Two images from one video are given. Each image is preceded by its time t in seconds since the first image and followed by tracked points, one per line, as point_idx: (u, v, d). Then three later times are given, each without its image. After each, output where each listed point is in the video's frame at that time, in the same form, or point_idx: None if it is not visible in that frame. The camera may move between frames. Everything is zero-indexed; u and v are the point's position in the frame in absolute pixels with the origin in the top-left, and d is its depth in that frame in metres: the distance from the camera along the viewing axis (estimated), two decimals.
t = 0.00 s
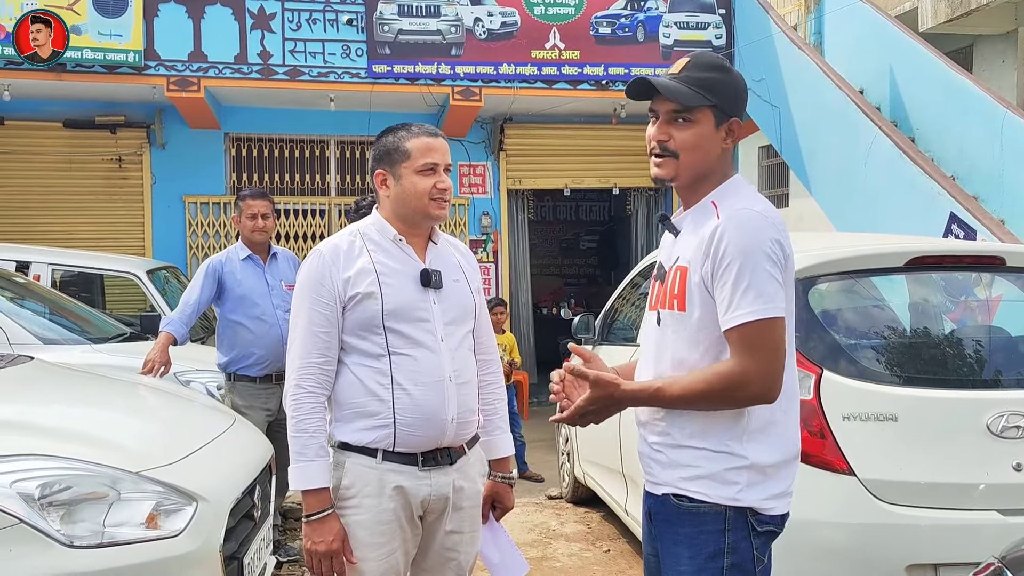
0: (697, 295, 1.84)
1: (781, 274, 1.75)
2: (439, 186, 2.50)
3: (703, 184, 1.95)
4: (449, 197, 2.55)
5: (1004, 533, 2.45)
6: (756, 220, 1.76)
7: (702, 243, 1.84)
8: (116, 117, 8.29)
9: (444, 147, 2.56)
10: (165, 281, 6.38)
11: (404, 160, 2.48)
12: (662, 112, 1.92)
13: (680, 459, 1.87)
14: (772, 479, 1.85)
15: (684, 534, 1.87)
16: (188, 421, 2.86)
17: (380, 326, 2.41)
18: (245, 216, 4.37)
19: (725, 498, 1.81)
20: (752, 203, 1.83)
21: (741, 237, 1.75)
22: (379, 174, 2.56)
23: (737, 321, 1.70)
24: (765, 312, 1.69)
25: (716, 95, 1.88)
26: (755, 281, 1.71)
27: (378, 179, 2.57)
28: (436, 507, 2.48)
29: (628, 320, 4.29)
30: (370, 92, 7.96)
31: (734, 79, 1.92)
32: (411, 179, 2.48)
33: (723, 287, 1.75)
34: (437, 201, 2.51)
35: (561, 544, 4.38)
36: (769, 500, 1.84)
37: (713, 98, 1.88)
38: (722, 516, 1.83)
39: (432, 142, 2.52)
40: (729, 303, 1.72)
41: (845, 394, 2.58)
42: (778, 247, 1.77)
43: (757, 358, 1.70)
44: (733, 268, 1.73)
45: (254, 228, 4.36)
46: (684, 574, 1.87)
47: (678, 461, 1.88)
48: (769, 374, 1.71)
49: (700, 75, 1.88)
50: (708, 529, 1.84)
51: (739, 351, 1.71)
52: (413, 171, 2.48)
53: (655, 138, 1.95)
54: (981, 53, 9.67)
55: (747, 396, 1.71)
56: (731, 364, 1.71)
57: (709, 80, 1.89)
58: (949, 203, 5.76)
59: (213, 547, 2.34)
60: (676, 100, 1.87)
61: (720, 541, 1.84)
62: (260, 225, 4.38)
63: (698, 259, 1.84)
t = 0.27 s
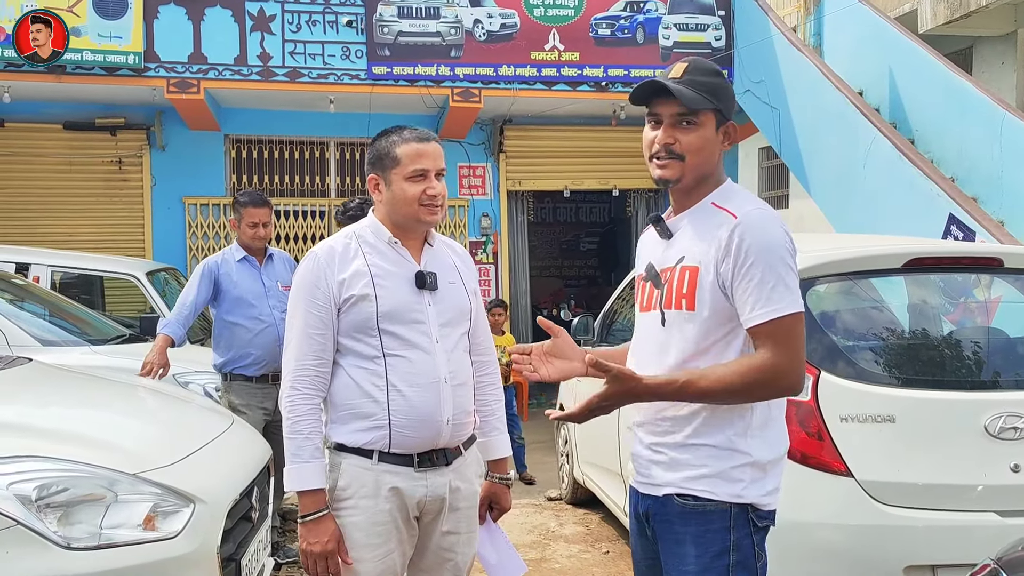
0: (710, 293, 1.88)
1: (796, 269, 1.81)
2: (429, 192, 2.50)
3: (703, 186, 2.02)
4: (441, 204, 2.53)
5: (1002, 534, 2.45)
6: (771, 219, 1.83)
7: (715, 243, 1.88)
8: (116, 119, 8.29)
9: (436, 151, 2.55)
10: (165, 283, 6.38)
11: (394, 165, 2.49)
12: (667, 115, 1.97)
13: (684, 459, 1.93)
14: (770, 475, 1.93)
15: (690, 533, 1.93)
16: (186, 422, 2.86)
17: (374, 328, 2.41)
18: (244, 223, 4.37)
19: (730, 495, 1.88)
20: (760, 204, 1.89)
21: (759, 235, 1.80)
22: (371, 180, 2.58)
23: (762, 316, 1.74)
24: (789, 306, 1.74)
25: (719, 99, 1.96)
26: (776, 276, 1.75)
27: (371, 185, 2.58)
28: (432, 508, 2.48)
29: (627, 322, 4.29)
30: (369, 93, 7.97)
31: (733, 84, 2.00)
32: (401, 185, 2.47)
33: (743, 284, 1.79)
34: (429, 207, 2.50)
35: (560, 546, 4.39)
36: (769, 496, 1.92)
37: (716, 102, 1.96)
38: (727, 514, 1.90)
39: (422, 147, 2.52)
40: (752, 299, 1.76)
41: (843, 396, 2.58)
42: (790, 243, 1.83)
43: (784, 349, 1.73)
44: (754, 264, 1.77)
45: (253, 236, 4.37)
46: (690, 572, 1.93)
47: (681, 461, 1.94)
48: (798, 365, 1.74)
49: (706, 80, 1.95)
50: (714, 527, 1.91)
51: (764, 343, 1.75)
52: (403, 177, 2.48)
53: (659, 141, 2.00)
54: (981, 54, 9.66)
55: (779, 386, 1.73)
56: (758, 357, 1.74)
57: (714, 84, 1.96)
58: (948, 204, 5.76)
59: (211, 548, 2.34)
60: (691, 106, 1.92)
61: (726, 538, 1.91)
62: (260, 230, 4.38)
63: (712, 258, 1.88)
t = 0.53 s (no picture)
0: (702, 292, 1.90)
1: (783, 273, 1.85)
2: (413, 190, 2.50)
3: (693, 190, 2.04)
4: (428, 202, 2.53)
5: (997, 535, 2.45)
6: (763, 223, 1.87)
7: (709, 243, 1.90)
8: (114, 120, 8.30)
9: (423, 149, 2.56)
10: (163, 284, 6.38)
11: (378, 166, 2.51)
12: (656, 119, 2.00)
13: (679, 456, 1.94)
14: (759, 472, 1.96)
15: (686, 528, 1.94)
16: (183, 423, 2.86)
17: (370, 329, 2.42)
18: (241, 224, 4.40)
19: (725, 491, 1.90)
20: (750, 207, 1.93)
21: (752, 238, 1.84)
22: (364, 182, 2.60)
23: (752, 315, 1.77)
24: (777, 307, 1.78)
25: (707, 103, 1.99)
26: (766, 278, 1.80)
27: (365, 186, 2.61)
28: (428, 508, 2.48)
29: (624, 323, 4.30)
30: (368, 95, 7.97)
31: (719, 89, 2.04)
32: (386, 184, 2.50)
33: (734, 283, 1.81)
34: (413, 206, 2.50)
35: (558, 547, 4.38)
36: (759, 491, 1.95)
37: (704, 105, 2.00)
38: (721, 509, 1.91)
39: (406, 146, 2.52)
40: (741, 298, 1.79)
41: (838, 396, 2.58)
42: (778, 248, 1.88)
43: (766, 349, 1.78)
44: (747, 265, 1.81)
45: (249, 237, 4.39)
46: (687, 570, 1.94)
47: (676, 458, 1.95)
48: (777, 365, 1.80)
49: (693, 84, 1.98)
50: (709, 522, 1.92)
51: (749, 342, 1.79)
52: (388, 176, 2.50)
53: (648, 144, 2.02)
54: (979, 55, 9.67)
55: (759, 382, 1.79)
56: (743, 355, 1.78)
57: (701, 89, 1.99)
58: (945, 205, 5.77)
59: (207, 549, 2.34)
60: (682, 108, 1.95)
61: (721, 532, 1.92)
62: (256, 234, 4.42)
63: (705, 258, 1.89)
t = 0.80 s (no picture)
0: (691, 293, 1.93)
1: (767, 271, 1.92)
2: (406, 191, 2.49)
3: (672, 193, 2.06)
4: (421, 204, 2.52)
5: (990, 534, 2.46)
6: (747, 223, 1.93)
7: (697, 245, 1.94)
8: (112, 120, 8.30)
9: (415, 148, 2.56)
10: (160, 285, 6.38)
11: (371, 167, 2.52)
12: (635, 124, 2.03)
13: (676, 449, 1.96)
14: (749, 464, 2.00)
15: (681, 515, 1.95)
16: (179, 424, 2.86)
17: (367, 329, 2.42)
18: (233, 219, 4.40)
19: (720, 481, 1.92)
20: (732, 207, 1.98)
21: (739, 239, 1.89)
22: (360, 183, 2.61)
23: (742, 315, 1.83)
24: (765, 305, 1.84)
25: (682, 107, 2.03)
26: (753, 277, 1.86)
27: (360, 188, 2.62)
28: (424, 507, 2.49)
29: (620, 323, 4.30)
30: (365, 95, 7.98)
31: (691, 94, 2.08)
32: (379, 186, 2.51)
33: (724, 284, 1.86)
34: (406, 206, 2.50)
35: (554, 547, 4.39)
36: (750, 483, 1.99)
37: (679, 109, 2.04)
38: (716, 499, 1.93)
39: (397, 147, 2.52)
40: (732, 298, 1.85)
41: (832, 396, 2.58)
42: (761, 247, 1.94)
43: (755, 347, 1.84)
44: (735, 265, 1.86)
45: (241, 232, 4.39)
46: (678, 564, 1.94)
47: (673, 451, 1.96)
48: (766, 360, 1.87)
49: (668, 89, 2.02)
50: (705, 509, 1.93)
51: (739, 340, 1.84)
52: (380, 178, 2.50)
53: (628, 149, 2.04)
54: (976, 56, 9.68)
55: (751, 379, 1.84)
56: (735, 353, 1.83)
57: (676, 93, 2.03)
58: (941, 206, 5.78)
59: (201, 549, 2.34)
60: (661, 111, 1.99)
61: (715, 522, 1.94)
62: (248, 228, 4.42)
63: (693, 259, 1.93)
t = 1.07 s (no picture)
0: (684, 298, 1.95)
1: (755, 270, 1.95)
2: (405, 191, 2.50)
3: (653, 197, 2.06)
4: (420, 204, 2.53)
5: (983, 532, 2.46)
6: (733, 223, 1.94)
7: (687, 249, 1.95)
8: (111, 121, 8.31)
9: (413, 149, 2.56)
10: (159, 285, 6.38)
11: (370, 169, 2.53)
12: (610, 131, 2.03)
13: (674, 443, 1.97)
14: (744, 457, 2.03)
15: (681, 505, 1.96)
16: (176, 424, 2.87)
17: (367, 327, 2.43)
18: (238, 214, 4.47)
19: (717, 472, 1.95)
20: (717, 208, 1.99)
21: (728, 241, 1.91)
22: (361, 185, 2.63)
23: (737, 317, 1.86)
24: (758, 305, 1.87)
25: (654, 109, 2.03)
26: (745, 278, 1.89)
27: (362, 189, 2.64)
28: (422, 504, 2.49)
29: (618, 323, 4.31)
30: (364, 95, 7.98)
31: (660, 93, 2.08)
32: (378, 186, 2.52)
33: (717, 286, 1.88)
34: (406, 206, 2.51)
35: (552, 546, 4.39)
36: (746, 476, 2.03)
37: (652, 111, 2.03)
38: (714, 490, 1.95)
39: (394, 149, 2.52)
40: (726, 301, 1.87)
41: (827, 394, 2.59)
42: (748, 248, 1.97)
43: (750, 345, 1.88)
44: (727, 268, 1.88)
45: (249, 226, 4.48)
46: (670, 560, 1.94)
47: (671, 445, 1.98)
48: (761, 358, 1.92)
49: (639, 92, 2.02)
50: (703, 500, 1.95)
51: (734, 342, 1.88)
52: (380, 179, 2.52)
53: (606, 158, 2.04)
54: (975, 55, 9.67)
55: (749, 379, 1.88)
56: (732, 355, 1.87)
57: (648, 96, 2.03)
58: (938, 205, 5.78)
59: (196, 548, 2.34)
60: (632, 118, 1.98)
61: (710, 512, 1.96)
62: (252, 221, 4.52)
63: (684, 264, 1.95)
